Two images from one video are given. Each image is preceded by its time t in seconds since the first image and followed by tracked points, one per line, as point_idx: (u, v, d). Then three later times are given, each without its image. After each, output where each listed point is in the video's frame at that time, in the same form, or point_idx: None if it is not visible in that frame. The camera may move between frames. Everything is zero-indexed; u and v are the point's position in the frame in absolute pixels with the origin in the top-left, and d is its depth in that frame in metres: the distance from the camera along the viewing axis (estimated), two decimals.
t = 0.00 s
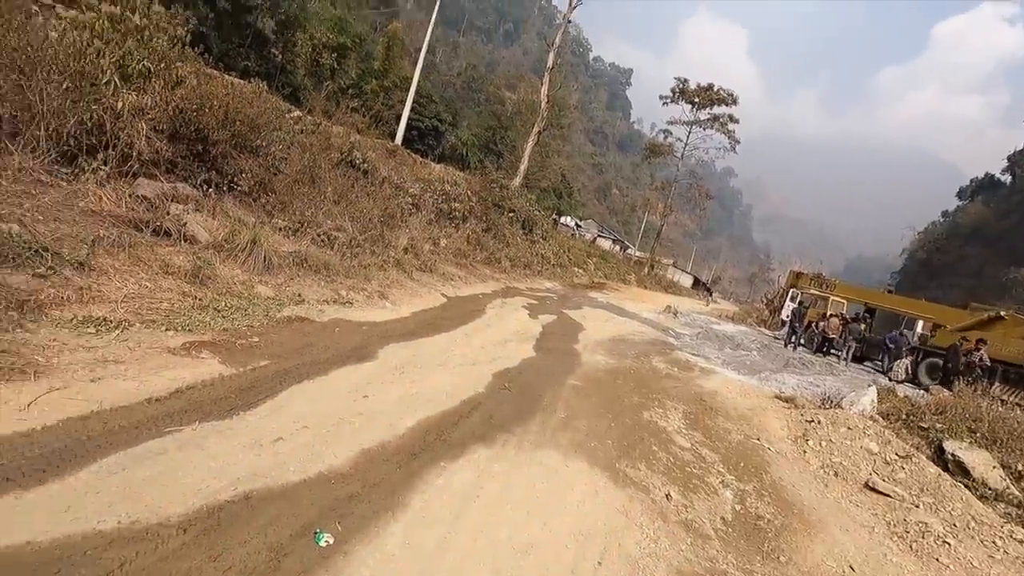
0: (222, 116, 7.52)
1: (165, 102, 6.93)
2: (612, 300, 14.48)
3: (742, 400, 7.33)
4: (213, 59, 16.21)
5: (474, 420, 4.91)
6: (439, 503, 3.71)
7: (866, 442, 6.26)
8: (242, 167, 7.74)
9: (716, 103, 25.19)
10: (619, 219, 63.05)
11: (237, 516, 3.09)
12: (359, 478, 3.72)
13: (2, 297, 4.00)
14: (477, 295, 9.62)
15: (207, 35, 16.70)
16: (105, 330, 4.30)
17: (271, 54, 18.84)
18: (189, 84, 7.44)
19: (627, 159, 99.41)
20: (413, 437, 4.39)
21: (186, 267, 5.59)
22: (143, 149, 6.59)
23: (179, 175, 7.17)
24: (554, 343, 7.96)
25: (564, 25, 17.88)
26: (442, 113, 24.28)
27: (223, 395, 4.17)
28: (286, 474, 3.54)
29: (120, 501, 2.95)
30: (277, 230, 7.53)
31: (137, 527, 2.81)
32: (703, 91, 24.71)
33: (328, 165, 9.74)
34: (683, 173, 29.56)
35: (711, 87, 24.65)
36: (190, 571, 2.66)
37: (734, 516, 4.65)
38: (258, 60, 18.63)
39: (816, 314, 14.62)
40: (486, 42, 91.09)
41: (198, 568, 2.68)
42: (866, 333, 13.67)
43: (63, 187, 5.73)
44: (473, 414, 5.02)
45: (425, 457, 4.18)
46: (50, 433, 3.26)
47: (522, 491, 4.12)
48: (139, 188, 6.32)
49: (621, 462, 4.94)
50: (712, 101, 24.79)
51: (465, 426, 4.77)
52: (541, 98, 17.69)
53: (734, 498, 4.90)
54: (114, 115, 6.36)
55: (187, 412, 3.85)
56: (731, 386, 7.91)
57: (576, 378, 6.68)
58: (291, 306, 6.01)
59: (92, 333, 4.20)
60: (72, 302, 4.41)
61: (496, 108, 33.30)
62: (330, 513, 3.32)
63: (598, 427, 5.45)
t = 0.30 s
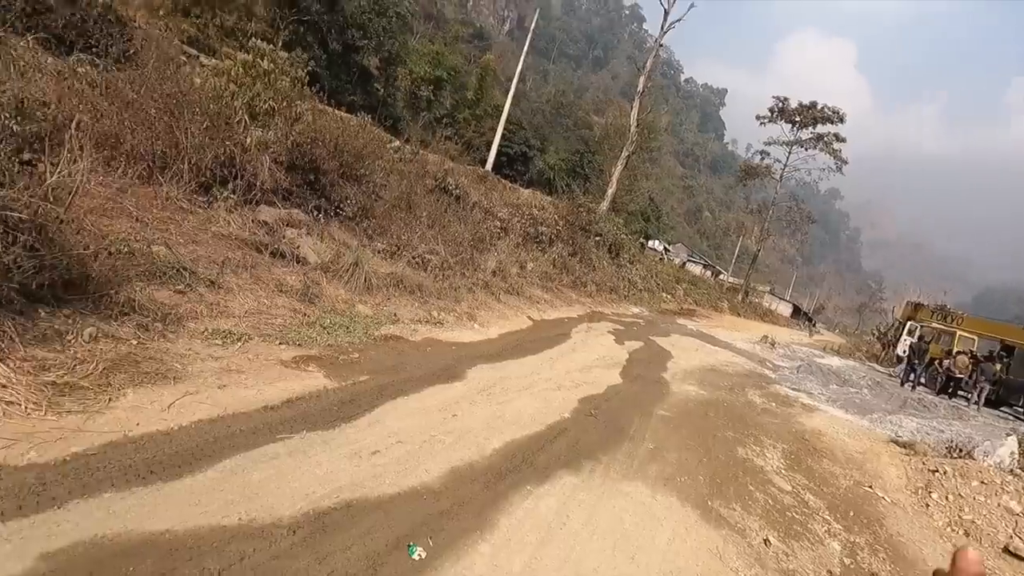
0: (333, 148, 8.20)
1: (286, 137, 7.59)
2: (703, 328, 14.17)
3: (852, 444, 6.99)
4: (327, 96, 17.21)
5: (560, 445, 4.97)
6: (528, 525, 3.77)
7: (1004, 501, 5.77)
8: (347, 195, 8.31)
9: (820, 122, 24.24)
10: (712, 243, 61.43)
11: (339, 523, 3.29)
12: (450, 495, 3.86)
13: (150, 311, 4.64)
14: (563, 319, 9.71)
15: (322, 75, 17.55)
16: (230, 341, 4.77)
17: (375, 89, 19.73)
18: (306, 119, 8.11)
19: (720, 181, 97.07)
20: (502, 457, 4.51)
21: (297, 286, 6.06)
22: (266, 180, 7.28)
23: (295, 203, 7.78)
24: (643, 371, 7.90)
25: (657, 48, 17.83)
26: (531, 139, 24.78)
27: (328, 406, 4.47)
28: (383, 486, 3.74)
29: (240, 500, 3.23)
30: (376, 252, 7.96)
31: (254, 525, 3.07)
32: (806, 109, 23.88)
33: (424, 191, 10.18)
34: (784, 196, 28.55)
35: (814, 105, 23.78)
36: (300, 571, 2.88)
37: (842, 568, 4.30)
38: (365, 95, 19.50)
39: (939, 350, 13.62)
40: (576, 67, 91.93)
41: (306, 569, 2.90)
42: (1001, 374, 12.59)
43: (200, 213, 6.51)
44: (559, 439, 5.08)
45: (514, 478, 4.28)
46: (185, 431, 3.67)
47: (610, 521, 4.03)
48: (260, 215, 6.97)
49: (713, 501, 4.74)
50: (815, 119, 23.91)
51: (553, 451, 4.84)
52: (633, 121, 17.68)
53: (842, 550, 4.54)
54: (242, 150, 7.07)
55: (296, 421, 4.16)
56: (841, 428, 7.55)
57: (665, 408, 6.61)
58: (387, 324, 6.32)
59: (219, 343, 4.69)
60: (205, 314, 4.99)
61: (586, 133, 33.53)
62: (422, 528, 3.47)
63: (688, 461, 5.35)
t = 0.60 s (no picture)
0: (434, 160, 8.57)
1: (392, 153, 8.05)
2: (823, 328, 13.48)
3: (1015, 458, 6.54)
4: (426, 110, 17.94)
5: (667, 451, 4.94)
6: (633, 531, 3.80)
7: None
8: (448, 204, 8.64)
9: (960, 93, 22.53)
10: (828, 236, 58.07)
11: (446, 520, 3.47)
12: (553, 498, 3.95)
13: (278, 318, 5.08)
14: (666, 320, 9.58)
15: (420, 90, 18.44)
16: (346, 345, 5.12)
17: (470, 100, 20.32)
18: (410, 133, 8.49)
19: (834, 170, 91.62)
20: (605, 461, 4.55)
21: (404, 293, 6.39)
22: (374, 195, 7.76)
23: (399, 214, 8.21)
24: (755, 375, 7.65)
25: (762, 31, 17.10)
26: (626, 137, 24.59)
27: (434, 407, 4.69)
28: (488, 486, 3.89)
29: (358, 493, 3.48)
30: (476, 258, 8.20)
31: (371, 517, 3.30)
32: (944, 80, 22.26)
33: (521, 195, 10.34)
34: (917, 181, 26.59)
35: (953, 75, 22.13)
36: (410, 564, 3.07)
37: None
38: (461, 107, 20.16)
39: None
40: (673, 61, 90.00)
41: (417, 563, 3.09)
42: None
43: (319, 228, 7.00)
44: (665, 445, 5.04)
45: (618, 483, 4.31)
46: (309, 428, 3.99)
47: (724, 535, 3.97)
48: (369, 227, 7.42)
49: (842, 518, 4.54)
50: (955, 90, 22.22)
51: (658, 457, 4.82)
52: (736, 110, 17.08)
53: None
54: (353, 168, 7.58)
55: (405, 420, 4.40)
56: (999, 441, 7.04)
57: (781, 415, 6.38)
58: (489, 328, 6.51)
59: (336, 347, 5.04)
60: (323, 320, 5.36)
61: (686, 127, 32.74)
62: (527, 529, 3.58)
63: (809, 473, 5.15)
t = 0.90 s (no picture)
0: (537, 169, 8.70)
1: (497, 164, 8.30)
2: (981, 334, 12.12)
3: None
4: (527, 120, 18.09)
5: (794, 468, 4.75)
6: (756, 553, 3.70)
7: None
8: (552, 212, 8.73)
9: None
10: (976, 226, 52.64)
11: (560, 524, 3.57)
12: (669, 511, 3.92)
13: (395, 325, 5.35)
14: (788, 326, 9.04)
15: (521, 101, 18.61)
16: (457, 351, 5.30)
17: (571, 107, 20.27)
18: (514, 144, 8.64)
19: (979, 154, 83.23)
20: (722, 475, 4.45)
21: (511, 300, 6.53)
22: (480, 206, 7.97)
23: (504, 224, 8.39)
24: (897, 386, 7.09)
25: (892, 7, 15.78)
26: (737, 132, 23.67)
27: (543, 413, 4.76)
28: (599, 494, 3.92)
29: (473, 494, 3.69)
30: (580, 265, 8.19)
31: (486, 518, 3.49)
32: None
33: (625, 199, 10.12)
34: None
35: None
36: (524, 567, 3.21)
37: None
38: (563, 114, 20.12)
39: None
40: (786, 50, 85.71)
41: (530, 566, 3.22)
42: None
43: (430, 240, 7.29)
44: (791, 461, 4.85)
45: (738, 500, 4.21)
46: (425, 430, 4.21)
47: (863, 563, 3.79)
48: (476, 237, 7.65)
49: (1010, 553, 4.21)
50: None
51: (784, 474, 4.64)
52: (864, 95, 15.84)
53: None
54: (460, 181, 7.88)
55: (514, 425, 4.50)
56: None
57: (931, 431, 5.93)
58: (595, 334, 6.49)
59: (447, 353, 5.23)
60: (436, 328, 5.59)
61: (805, 117, 30.93)
62: (642, 542, 3.58)
63: (968, 499, 4.80)
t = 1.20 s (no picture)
0: (615, 167, 8.62)
1: (574, 164, 8.28)
2: None
3: None
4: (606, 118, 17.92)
5: (913, 483, 4.53)
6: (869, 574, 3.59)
7: None
8: (632, 209, 8.65)
9: None
10: None
11: (647, 533, 3.58)
12: (767, 524, 3.83)
13: (477, 327, 5.45)
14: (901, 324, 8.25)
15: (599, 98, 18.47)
16: (537, 352, 5.35)
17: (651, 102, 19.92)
18: (592, 143, 8.55)
19: None
20: (825, 487, 4.30)
21: (592, 301, 6.49)
22: (558, 207, 7.98)
23: (584, 224, 8.36)
24: None
25: None
26: (834, 116, 22.43)
27: (627, 416, 4.72)
28: (688, 501, 3.89)
29: (554, 497, 3.71)
30: (663, 263, 7.99)
31: (568, 522, 3.53)
32: None
33: (710, 193, 9.73)
34: None
35: None
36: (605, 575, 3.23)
37: None
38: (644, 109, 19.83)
39: None
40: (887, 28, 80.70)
41: None
42: None
43: (508, 242, 7.38)
44: (908, 474, 4.62)
45: (846, 515, 4.06)
46: (507, 430, 4.26)
47: None
48: (556, 237, 7.66)
49: None
50: None
51: (902, 489, 4.43)
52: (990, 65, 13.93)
53: None
54: (539, 182, 7.92)
55: (597, 428, 4.48)
56: None
57: None
58: (681, 335, 6.33)
59: (529, 354, 5.29)
60: (517, 329, 5.66)
61: (915, 96, 28.71)
62: (737, 555, 3.54)
63: None
